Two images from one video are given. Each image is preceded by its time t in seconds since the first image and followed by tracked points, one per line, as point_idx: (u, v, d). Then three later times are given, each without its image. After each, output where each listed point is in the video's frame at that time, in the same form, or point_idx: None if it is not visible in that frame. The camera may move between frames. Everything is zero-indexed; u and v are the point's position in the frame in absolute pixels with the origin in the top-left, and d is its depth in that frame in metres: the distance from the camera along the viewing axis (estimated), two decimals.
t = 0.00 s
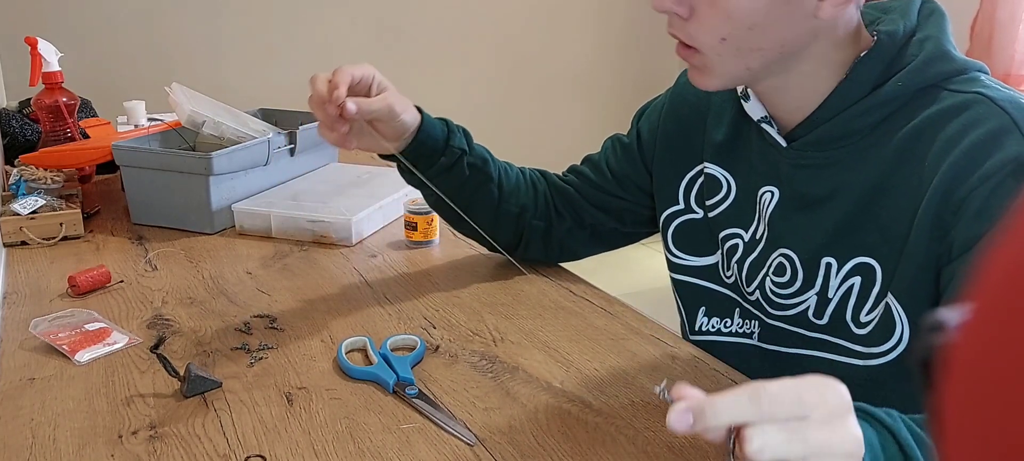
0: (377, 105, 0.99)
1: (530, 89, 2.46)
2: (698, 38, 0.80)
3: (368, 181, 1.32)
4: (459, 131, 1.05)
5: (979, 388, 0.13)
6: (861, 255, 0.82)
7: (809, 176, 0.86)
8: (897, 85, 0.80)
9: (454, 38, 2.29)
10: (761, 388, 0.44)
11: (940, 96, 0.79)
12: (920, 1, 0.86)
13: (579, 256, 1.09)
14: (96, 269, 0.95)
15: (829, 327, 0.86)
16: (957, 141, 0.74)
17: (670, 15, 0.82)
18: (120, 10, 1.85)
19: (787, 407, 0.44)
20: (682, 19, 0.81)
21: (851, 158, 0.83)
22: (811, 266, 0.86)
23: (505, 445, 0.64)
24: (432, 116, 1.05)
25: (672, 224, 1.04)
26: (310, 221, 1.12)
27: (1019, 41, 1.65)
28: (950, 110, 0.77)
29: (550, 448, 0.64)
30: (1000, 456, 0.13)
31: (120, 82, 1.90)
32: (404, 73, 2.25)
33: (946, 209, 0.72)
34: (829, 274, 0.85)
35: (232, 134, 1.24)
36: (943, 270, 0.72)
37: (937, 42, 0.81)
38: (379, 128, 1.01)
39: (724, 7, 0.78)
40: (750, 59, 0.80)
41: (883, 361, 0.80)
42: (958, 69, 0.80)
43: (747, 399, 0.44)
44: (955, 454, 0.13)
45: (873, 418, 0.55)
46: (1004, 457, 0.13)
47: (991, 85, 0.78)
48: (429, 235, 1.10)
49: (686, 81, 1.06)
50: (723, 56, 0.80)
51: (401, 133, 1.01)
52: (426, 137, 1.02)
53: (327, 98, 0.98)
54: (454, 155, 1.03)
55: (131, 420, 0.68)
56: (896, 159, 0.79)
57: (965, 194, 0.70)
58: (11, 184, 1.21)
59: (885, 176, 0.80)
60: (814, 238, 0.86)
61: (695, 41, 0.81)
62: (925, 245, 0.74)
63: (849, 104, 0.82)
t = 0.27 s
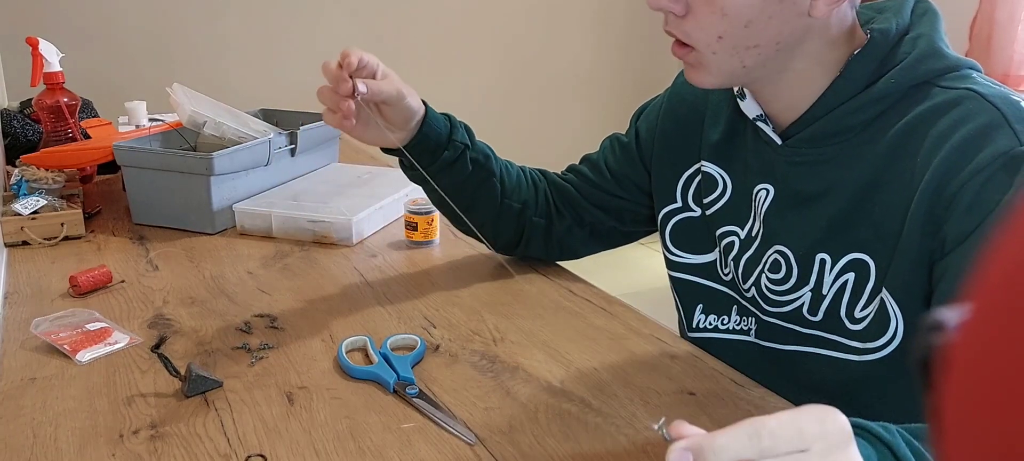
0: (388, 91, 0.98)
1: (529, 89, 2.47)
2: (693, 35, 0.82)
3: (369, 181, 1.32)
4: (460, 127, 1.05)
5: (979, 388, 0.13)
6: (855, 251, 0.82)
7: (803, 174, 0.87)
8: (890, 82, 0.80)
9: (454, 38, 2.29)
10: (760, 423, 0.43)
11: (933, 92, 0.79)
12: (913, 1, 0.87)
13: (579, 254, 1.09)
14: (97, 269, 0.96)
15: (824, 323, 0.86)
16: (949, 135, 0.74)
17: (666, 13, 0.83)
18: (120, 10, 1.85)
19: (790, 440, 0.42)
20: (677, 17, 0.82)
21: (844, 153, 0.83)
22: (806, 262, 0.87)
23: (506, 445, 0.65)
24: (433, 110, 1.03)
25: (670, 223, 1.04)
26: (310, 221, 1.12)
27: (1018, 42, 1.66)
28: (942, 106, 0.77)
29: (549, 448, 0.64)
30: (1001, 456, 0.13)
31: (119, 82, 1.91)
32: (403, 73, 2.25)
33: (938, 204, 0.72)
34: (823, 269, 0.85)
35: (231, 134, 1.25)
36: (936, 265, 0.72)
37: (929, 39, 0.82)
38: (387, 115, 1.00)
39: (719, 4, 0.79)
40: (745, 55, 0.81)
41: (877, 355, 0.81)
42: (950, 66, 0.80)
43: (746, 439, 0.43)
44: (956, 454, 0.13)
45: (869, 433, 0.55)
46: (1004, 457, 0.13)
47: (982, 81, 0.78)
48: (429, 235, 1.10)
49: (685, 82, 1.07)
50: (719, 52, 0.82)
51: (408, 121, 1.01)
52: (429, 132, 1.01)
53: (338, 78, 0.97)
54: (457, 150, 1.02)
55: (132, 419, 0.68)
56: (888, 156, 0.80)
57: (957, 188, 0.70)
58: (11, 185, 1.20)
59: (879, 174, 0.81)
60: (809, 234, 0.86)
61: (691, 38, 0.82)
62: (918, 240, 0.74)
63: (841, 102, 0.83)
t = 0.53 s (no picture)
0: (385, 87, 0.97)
1: (529, 89, 2.47)
2: (696, 35, 0.82)
3: (369, 181, 1.32)
4: (458, 128, 1.05)
5: (978, 389, 0.13)
6: (857, 251, 0.82)
7: (805, 174, 0.87)
8: (891, 82, 0.80)
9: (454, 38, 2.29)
10: (766, 429, 0.45)
11: (933, 92, 0.79)
12: (914, 1, 0.87)
13: (579, 254, 1.09)
14: (97, 269, 0.96)
15: (825, 324, 0.86)
16: (949, 135, 0.74)
17: (668, 14, 0.83)
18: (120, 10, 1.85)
19: (796, 446, 0.43)
20: (679, 18, 0.83)
21: (845, 154, 0.83)
22: (807, 263, 0.87)
23: (506, 445, 0.65)
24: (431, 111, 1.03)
25: (671, 223, 1.04)
26: (310, 221, 1.12)
27: (1018, 42, 1.66)
28: (943, 106, 0.77)
29: (549, 448, 0.64)
30: (1002, 457, 0.13)
31: (119, 82, 1.91)
32: (404, 73, 2.25)
33: (939, 204, 0.72)
34: (825, 270, 0.85)
35: (232, 134, 1.25)
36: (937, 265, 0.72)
37: (930, 39, 0.82)
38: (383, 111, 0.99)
39: (722, 4, 0.80)
40: (749, 53, 0.82)
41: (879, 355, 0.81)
42: (951, 65, 0.80)
43: (752, 444, 0.45)
44: (955, 454, 0.13)
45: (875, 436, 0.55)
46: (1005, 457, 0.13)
47: (983, 81, 0.79)
48: (429, 235, 1.10)
49: (686, 82, 1.07)
50: (722, 51, 0.82)
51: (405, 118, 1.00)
52: (428, 133, 1.01)
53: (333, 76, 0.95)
54: (456, 150, 1.02)
55: (132, 419, 0.68)
56: (890, 156, 0.80)
57: (957, 188, 0.70)
58: (12, 185, 1.20)
59: (880, 174, 0.81)
60: (810, 235, 0.86)
61: (693, 39, 0.83)
62: (918, 240, 0.74)
63: (843, 102, 0.83)
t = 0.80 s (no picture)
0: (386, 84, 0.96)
1: (529, 89, 2.47)
2: (697, 36, 0.82)
3: (368, 181, 1.32)
4: (455, 129, 1.04)
5: (978, 389, 0.13)
6: (857, 251, 0.82)
7: (806, 175, 0.87)
8: (891, 82, 0.80)
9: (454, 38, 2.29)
10: (773, 432, 0.46)
11: (933, 92, 0.79)
12: (913, 1, 0.87)
13: (579, 254, 1.09)
14: (97, 269, 0.96)
15: (826, 324, 0.86)
16: (949, 135, 0.74)
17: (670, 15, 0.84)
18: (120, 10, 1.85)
19: (803, 448, 0.45)
20: (680, 19, 0.83)
21: (845, 154, 0.83)
22: (808, 263, 0.87)
23: (505, 445, 0.65)
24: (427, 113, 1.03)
25: (671, 223, 1.04)
26: (310, 221, 1.12)
27: (1018, 42, 1.66)
28: (943, 106, 0.77)
29: (549, 448, 0.64)
30: (1001, 456, 0.13)
31: (119, 82, 1.91)
32: (404, 73, 2.25)
33: (938, 204, 0.72)
34: (825, 270, 0.85)
35: (231, 134, 1.25)
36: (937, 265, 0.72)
37: (930, 39, 0.82)
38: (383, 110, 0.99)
39: (724, 4, 0.80)
40: (750, 53, 0.82)
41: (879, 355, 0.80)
42: (951, 65, 0.80)
43: (760, 446, 0.46)
44: (956, 454, 0.13)
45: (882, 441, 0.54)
46: (1006, 457, 0.13)
47: (983, 81, 0.79)
48: (428, 235, 1.10)
49: (686, 82, 1.07)
50: (723, 51, 0.82)
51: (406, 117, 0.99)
52: (425, 134, 1.00)
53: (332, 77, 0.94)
54: (454, 151, 1.02)
55: (132, 419, 0.68)
56: (890, 156, 0.80)
57: (957, 188, 0.70)
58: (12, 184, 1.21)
59: (880, 174, 0.81)
60: (810, 235, 0.86)
61: (694, 40, 0.83)
62: (918, 240, 0.74)
63: (843, 102, 0.83)
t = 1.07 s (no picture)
0: (397, 69, 0.96)
1: (529, 89, 2.47)
2: (735, 27, 0.77)
3: (368, 181, 1.32)
4: (458, 130, 1.05)
5: (977, 391, 0.13)
6: (857, 250, 0.82)
7: (806, 174, 0.87)
8: (890, 82, 0.80)
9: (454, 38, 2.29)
10: (761, 438, 0.47)
11: (933, 91, 0.79)
12: (912, 0, 0.87)
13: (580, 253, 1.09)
14: (97, 269, 0.96)
15: (826, 323, 0.86)
16: (949, 134, 0.74)
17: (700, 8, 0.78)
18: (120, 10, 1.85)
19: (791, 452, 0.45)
20: (714, 12, 0.77)
21: (845, 153, 0.83)
22: (808, 262, 0.87)
23: (505, 445, 0.65)
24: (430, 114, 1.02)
25: (671, 223, 1.04)
26: (310, 221, 1.12)
27: (1018, 42, 1.66)
28: (943, 105, 0.77)
29: (550, 448, 0.64)
30: (1001, 456, 0.13)
31: (119, 82, 1.91)
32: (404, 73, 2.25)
33: (938, 203, 0.72)
34: (825, 269, 0.85)
35: (231, 134, 1.25)
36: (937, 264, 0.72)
37: (929, 38, 0.82)
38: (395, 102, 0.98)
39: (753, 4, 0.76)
40: (784, 44, 0.79)
41: (879, 354, 0.81)
42: (950, 65, 0.80)
43: (744, 450, 0.46)
44: (956, 454, 0.13)
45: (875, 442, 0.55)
46: (1006, 457, 0.13)
47: (983, 80, 0.78)
48: (428, 235, 1.10)
49: (686, 82, 1.07)
50: (761, 42, 0.78)
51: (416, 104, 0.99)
52: (429, 133, 1.00)
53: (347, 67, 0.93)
54: (460, 149, 1.02)
55: (132, 419, 0.68)
56: (890, 155, 0.80)
57: (957, 187, 0.70)
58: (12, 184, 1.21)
59: (880, 173, 0.81)
60: (811, 234, 0.86)
61: (733, 32, 0.77)
62: (919, 239, 0.74)
63: (842, 101, 0.83)
